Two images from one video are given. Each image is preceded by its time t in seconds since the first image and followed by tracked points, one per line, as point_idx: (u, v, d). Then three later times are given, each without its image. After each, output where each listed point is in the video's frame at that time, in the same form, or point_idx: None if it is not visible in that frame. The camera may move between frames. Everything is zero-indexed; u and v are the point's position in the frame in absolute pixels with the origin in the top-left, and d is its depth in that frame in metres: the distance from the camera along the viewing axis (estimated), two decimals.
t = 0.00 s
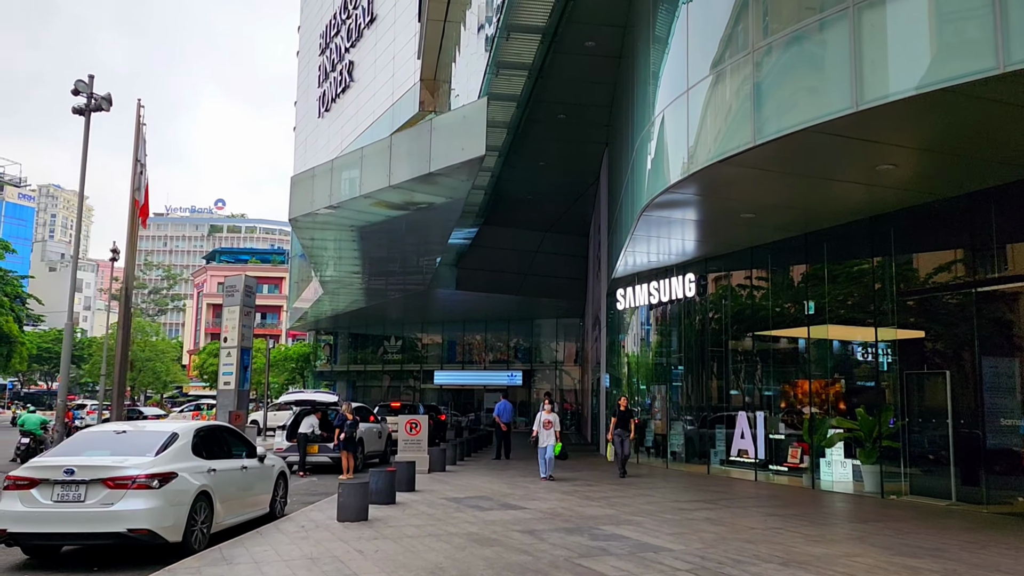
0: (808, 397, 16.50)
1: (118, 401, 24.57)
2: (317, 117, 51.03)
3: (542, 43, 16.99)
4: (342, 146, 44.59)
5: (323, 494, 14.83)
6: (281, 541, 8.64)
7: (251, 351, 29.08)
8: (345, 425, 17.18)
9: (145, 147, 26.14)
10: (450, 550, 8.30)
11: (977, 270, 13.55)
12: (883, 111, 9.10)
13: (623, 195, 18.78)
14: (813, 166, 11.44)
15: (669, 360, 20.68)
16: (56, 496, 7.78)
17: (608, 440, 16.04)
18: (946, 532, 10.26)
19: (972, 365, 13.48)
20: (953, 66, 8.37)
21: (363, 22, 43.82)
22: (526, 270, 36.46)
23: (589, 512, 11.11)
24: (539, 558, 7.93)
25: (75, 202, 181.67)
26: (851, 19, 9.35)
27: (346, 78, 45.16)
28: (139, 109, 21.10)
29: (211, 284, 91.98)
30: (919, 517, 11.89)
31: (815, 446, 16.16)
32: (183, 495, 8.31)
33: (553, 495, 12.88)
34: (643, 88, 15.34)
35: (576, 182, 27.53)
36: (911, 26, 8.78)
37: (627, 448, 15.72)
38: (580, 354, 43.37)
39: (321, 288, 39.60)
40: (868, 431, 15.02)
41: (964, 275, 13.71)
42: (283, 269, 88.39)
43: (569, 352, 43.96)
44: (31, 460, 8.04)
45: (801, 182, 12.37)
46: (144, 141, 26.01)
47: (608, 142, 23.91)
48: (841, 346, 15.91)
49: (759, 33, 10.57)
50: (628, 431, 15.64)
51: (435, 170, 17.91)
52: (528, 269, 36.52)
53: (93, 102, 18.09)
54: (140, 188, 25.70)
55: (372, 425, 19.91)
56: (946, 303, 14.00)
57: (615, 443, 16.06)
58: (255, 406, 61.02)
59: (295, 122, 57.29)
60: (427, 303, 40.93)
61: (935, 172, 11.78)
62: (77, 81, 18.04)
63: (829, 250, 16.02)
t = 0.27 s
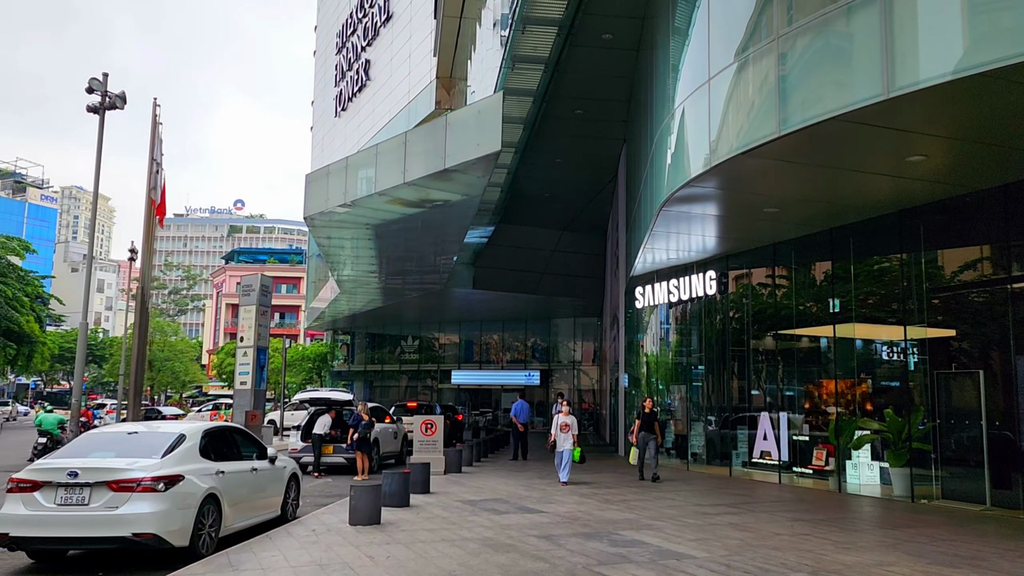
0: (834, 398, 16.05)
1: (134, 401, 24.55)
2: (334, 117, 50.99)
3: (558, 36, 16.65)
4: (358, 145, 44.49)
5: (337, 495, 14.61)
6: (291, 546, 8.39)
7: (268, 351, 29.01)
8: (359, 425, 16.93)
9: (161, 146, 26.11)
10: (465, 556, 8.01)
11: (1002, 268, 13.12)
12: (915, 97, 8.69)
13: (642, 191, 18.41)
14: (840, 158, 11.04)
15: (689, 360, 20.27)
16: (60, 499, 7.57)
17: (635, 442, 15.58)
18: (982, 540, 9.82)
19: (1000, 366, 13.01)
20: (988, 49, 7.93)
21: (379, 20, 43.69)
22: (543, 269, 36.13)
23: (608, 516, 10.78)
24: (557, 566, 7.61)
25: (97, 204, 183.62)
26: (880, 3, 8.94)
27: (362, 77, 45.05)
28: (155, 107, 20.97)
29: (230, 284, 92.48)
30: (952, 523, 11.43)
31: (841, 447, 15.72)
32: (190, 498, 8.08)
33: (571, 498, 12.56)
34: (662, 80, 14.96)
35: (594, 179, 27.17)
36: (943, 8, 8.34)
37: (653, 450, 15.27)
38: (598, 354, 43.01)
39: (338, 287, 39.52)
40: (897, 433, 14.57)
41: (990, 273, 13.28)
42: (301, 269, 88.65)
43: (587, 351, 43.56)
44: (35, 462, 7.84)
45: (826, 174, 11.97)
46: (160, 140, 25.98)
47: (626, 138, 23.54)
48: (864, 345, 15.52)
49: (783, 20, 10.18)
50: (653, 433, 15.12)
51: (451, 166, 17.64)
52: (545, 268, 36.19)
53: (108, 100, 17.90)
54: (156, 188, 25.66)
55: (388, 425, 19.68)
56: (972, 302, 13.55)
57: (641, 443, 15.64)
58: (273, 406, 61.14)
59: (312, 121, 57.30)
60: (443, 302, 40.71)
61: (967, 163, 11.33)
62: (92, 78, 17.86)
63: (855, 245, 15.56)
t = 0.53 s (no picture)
0: (862, 397, 15.60)
1: (152, 401, 24.55)
2: (352, 116, 50.94)
3: (577, 29, 16.32)
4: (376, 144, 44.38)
5: (353, 497, 14.39)
6: (302, 551, 8.14)
7: (286, 350, 28.95)
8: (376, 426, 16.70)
9: (178, 146, 26.11)
10: (481, 563, 7.72)
11: None
12: (951, 83, 8.26)
13: (662, 186, 18.04)
14: (871, 149, 10.63)
15: (711, 359, 19.85)
16: (66, 502, 7.36)
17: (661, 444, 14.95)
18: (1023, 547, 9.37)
19: None
20: None
21: (396, 19, 43.54)
22: (562, 267, 35.79)
23: (629, 520, 10.45)
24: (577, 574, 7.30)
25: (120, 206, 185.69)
26: None
27: (380, 76, 44.96)
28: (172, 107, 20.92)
29: (250, 284, 92.99)
30: (989, 528, 10.97)
31: (870, 448, 15.29)
32: (199, 501, 7.85)
33: (591, 500, 12.24)
34: (684, 72, 14.58)
35: (613, 176, 26.80)
36: None
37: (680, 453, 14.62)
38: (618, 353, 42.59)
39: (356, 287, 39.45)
40: (929, 434, 14.07)
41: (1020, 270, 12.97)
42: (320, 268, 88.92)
43: (606, 351, 43.15)
44: (42, 463, 7.64)
45: (854, 167, 11.56)
46: (177, 140, 25.98)
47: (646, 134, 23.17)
48: (892, 344, 15.06)
49: (812, 4, 9.78)
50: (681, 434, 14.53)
51: (468, 162, 17.37)
52: (564, 266, 35.86)
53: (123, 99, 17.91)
54: (174, 187, 25.66)
55: (405, 425, 19.45)
56: (1002, 300, 13.18)
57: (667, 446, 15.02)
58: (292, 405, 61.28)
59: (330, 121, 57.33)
60: (462, 301, 40.50)
61: (1001, 153, 10.91)
62: (107, 77, 17.86)
63: (884, 241, 15.12)
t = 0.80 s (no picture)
0: (893, 395, 15.15)
1: (170, 399, 24.51)
2: (369, 114, 50.85)
3: (597, 19, 15.95)
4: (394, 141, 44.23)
5: (370, 496, 14.16)
6: (316, 553, 7.89)
7: (304, 348, 28.88)
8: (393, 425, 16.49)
9: (195, 144, 26.08)
10: (500, 566, 7.41)
11: None
12: (993, 63, 7.82)
13: (685, 180, 17.64)
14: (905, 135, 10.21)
15: (735, 356, 19.41)
16: (73, 502, 7.14)
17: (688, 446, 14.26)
18: None
19: None
20: None
21: (414, 15, 43.35)
22: (581, 264, 35.42)
23: (654, 521, 10.10)
24: None
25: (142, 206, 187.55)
26: None
27: (398, 73, 44.81)
28: (189, 103, 20.85)
29: (269, 283, 93.41)
30: None
31: (902, 448, 14.84)
32: (210, 501, 7.60)
33: (613, 501, 11.90)
34: (708, 61, 14.17)
35: (633, 171, 26.38)
36: None
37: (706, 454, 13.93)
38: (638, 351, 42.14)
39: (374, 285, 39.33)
40: (965, 433, 13.59)
41: None
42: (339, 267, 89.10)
43: (626, 349, 42.71)
44: (49, 462, 7.44)
45: (887, 156, 11.15)
46: (195, 137, 25.95)
47: (667, 128, 22.74)
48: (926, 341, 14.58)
49: None
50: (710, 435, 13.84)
51: (486, 156, 17.09)
52: (582, 263, 35.47)
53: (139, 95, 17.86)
54: (191, 185, 25.61)
55: (423, 424, 19.23)
56: None
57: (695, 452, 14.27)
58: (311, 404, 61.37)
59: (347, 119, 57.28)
60: (480, 299, 40.24)
61: None
62: (123, 73, 17.80)
63: (917, 234, 14.65)
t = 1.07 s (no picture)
0: (922, 395, 14.76)
1: (186, 399, 24.45)
2: (386, 112, 50.73)
3: (616, 11, 15.58)
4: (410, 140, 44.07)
5: (385, 499, 13.91)
6: (328, 560, 7.64)
7: (320, 348, 28.79)
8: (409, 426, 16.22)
9: (211, 143, 26.05)
10: None
11: None
12: None
13: (706, 176, 17.25)
14: (940, 125, 9.81)
15: (758, 356, 18.98)
16: (78, 508, 6.93)
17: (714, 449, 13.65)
18: None
19: None
20: None
21: (430, 12, 43.12)
22: (600, 262, 35.03)
23: (677, 527, 9.75)
24: None
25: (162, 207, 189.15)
26: None
27: (414, 71, 44.63)
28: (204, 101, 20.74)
29: (288, 282, 93.72)
30: None
31: (932, 451, 14.37)
32: (219, 507, 7.37)
33: (633, 505, 11.57)
34: (731, 52, 13.76)
35: (652, 167, 25.99)
36: None
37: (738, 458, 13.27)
38: (657, 351, 41.67)
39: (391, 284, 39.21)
40: (999, 435, 13.12)
41: None
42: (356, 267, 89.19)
43: (644, 348, 42.26)
44: (55, 466, 7.23)
45: (918, 147, 10.74)
46: (210, 136, 25.92)
47: (687, 123, 22.32)
48: (957, 341, 14.19)
49: None
50: (740, 436, 13.26)
51: (502, 152, 16.79)
52: (600, 261, 35.07)
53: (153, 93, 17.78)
54: (206, 184, 25.58)
55: (440, 424, 18.96)
56: None
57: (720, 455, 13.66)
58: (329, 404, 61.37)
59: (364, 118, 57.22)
60: (498, 298, 39.98)
61: None
62: (137, 71, 17.75)
63: (948, 229, 14.20)
